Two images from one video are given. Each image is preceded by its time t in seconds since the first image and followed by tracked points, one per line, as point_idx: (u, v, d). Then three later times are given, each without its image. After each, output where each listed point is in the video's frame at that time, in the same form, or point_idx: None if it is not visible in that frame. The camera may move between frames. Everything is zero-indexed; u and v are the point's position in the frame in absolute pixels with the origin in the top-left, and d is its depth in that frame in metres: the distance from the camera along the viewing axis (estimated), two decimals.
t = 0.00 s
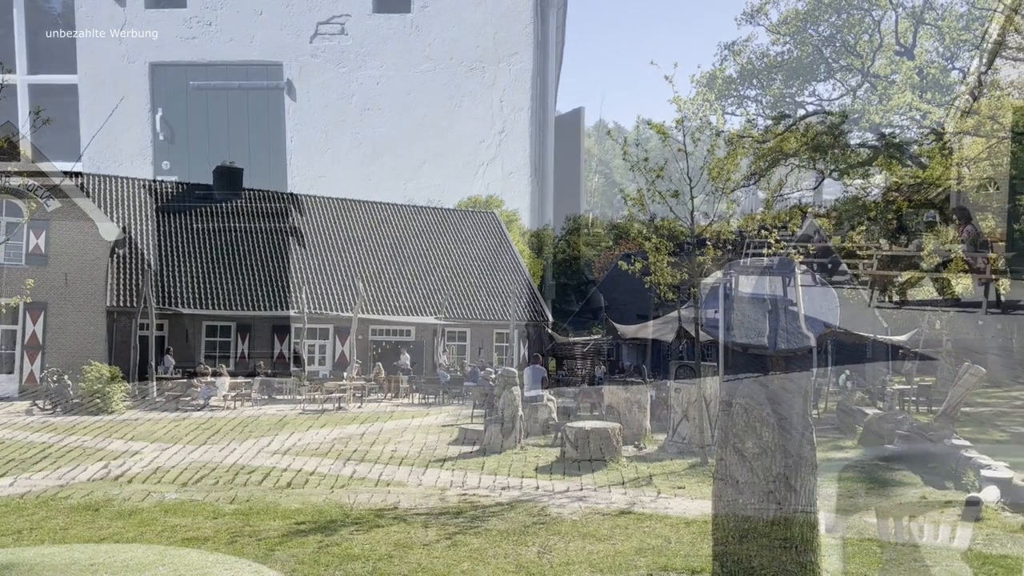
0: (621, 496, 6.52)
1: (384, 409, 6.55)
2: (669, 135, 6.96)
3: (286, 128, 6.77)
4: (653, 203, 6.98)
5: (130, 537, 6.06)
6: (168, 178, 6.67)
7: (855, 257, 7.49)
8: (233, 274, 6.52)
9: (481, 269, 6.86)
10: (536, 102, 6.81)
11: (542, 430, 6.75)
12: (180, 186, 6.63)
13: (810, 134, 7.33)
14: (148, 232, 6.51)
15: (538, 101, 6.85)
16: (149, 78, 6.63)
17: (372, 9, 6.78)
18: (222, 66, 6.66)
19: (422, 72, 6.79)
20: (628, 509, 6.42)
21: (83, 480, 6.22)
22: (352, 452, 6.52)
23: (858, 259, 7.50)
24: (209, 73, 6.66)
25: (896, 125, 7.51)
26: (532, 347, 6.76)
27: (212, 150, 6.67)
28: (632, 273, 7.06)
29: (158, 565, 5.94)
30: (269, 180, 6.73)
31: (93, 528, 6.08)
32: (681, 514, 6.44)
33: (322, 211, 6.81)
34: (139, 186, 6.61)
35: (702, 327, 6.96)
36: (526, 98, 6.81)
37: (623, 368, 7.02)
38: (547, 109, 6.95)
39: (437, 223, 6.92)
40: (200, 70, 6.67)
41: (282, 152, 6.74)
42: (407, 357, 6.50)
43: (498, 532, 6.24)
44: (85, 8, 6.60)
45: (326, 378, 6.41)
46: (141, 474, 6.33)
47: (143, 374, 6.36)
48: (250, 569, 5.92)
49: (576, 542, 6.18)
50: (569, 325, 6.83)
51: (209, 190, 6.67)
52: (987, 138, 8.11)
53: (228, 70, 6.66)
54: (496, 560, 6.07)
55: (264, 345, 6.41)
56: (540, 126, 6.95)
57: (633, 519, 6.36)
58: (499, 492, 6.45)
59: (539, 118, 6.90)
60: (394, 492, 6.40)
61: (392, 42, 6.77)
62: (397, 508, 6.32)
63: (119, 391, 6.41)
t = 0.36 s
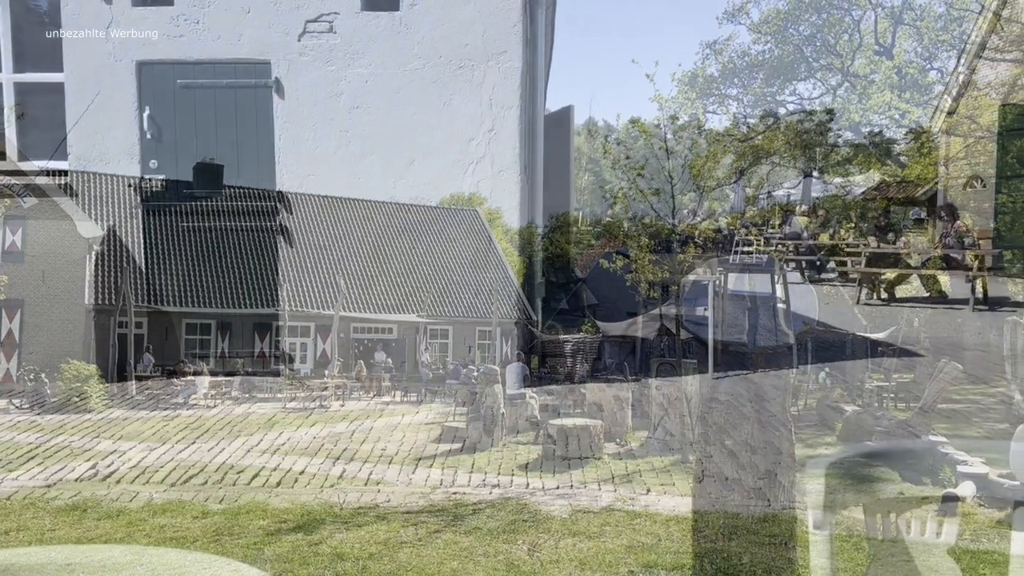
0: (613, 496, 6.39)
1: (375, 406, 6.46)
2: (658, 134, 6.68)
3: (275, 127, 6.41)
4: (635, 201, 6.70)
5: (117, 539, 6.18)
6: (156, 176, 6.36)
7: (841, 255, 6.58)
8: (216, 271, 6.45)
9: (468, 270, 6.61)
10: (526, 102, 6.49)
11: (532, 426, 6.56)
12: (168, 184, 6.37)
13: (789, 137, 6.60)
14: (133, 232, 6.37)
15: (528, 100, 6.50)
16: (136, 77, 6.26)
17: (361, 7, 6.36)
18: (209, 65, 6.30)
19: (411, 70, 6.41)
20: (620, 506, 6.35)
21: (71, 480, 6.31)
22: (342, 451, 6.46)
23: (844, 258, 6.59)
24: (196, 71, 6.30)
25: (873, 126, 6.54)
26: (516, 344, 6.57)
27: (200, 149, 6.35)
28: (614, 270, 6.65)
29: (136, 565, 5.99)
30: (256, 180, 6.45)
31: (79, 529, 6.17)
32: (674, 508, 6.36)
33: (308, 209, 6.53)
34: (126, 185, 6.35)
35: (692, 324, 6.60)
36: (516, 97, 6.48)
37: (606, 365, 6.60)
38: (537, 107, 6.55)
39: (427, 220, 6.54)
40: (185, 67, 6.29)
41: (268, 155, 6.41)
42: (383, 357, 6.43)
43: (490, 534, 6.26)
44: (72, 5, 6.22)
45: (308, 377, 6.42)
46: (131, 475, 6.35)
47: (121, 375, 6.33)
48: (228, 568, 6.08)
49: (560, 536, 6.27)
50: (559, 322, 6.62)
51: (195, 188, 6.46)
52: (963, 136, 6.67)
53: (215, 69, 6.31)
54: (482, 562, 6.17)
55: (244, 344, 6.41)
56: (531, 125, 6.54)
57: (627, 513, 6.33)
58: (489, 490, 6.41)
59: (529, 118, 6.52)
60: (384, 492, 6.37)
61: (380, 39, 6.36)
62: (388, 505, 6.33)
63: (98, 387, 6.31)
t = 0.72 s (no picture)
0: (599, 493, 6.26)
1: (363, 403, 6.52)
2: (652, 136, 6.40)
3: (262, 125, 6.37)
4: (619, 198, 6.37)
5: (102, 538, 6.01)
6: (141, 175, 6.37)
7: (826, 254, 5.79)
8: (201, 271, 6.51)
9: (456, 270, 6.57)
10: (514, 100, 6.46)
11: (518, 424, 6.54)
12: (153, 182, 6.39)
13: (772, 143, 6.08)
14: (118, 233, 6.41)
15: (514, 99, 6.47)
16: (120, 75, 6.24)
17: (347, 5, 6.30)
18: (195, 62, 6.28)
19: (398, 69, 6.36)
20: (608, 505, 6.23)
21: (54, 480, 6.27)
22: (329, 450, 6.42)
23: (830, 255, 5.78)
24: (182, 69, 6.28)
25: (857, 125, 5.84)
26: (504, 344, 6.57)
27: (185, 147, 6.37)
28: (600, 269, 6.42)
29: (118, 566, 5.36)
30: (242, 179, 6.43)
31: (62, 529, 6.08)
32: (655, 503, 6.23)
33: (296, 208, 6.47)
34: (110, 183, 6.39)
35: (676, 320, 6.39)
36: (504, 96, 6.44)
37: (591, 363, 6.57)
38: (525, 105, 6.50)
39: (415, 219, 6.50)
40: (171, 66, 6.27)
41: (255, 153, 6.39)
42: (366, 356, 6.42)
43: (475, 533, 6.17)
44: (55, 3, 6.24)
45: (292, 375, 6.50)
46: (116, 476, 6.26)
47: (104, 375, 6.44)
48: (206, 568, 5.48)
49: (546, 534, 6.19)
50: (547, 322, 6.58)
51: (179, 187, 6.47)
52: (950, 137, 5.59)
53: (201, 66, 6.28)
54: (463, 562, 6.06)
55: (227, 343, 6.51)
56: (518, 124, 6.48)
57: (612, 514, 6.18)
58: (475, 489, 6.28)
59: (516, 116, 6.46)
60: (370, 491, 6.23)
61: (367, 37, 6.31)
62: (375, 504, 6.19)
63: (78, 385, 6.44)
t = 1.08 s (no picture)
0: (589, 492, 4.58)
1: (351, 404, 6.06)
2: (640, 132, 4.77)
3: (247, 124, 6.38)
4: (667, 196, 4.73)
5: (87, 540, 3.86)
6: (126, 174, 6.44)
7: (811, 252, 3.76)
8: (188, 271, 6.67)
9: (444, 269, 6.49)
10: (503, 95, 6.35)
11: (504, 423, 5.72)
12: (138, 180, 6.45)
13: (757, 142, 3.79)
14: (103, 235, 6.57)
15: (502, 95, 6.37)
16: (105, 73, 6.29)
17: (334, 4, 6.30)
18: (182, 62, 6.36)
19: (385, 67, 6.34)
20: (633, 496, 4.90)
21: (37, 482, 4.64)
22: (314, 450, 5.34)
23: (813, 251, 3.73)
24: (168, 68, 6.37)
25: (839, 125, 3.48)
26: (490, 342, 6.47)
27: (171, 146, 6.50)
28: (585, 265, 6.79)
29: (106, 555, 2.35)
30: (228, 178, 6.49)
31: (43, 531, 3.97)
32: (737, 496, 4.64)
33: (282, 207, 6.45)
34: (95, 182, 6.42)
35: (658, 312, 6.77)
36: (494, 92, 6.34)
37: (577, 363, 7.05)
38: (512, 104, 6.62)
39: (402, 218, 6.47)
40: (157, 66, 6.36)
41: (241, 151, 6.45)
42: (351, 354, 6.49)
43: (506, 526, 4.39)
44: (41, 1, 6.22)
45: (278, 375, 6.50)
46: (102, 476, 4.73)
47: (85, 374, 6.48)
48: None
49: (534, 533, 4.01)
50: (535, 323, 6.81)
51: (164, 187, 6.54)
52: (930, 141, 3.12)
53: (187, 65, 6.37)
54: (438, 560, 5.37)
55: (211, 343, 6.65)
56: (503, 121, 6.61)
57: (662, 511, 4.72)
58: (465, 489, 4.61)
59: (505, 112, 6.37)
60: (360, 491, 4.57)
61: (353, 37, 6.30)
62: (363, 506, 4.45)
63: (62, 385, 6.32)
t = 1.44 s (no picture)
0: (576, 491, 4.56)
1: (338, 404, 6.11)
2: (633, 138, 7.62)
3: (233, 123, 6.38)
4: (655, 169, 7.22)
5: (70, 543, 3.86)
6: (110, 174, 6.43)
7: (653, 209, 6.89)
8: (173, 271, 6.57)
9: (431, 270, 6.46)
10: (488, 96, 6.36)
11: (491, 423, 5.72)
12: (120, 180, 6.45)
13: (750, 132, 6.77)
14: (87, 237, 6.52)
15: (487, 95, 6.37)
16: (88, 73, 6.34)
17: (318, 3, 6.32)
18: (165, 61, 6.38)
19: (371, 66, 6.34)
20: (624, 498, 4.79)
21: (20, 484, 4.64)
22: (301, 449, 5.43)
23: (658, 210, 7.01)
24: (151, 68, 6.40)
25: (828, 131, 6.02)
26: (476, 341, 6.48)
27: (156, 146, 6.49)
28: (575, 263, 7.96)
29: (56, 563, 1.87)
30: (213, 177, 6.46)
31: (25, 534, 3.96)
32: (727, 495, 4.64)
33: (269, 207, 6.45)
34: (79, 182, 6.44)
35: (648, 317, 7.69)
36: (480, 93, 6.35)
37: (563, 363, 7.07)
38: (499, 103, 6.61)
39: (389, 218, 6.45)
40: (140, 65, 6.38)
41: (227, 151, 6.45)
42: (338, 351, 6.52)
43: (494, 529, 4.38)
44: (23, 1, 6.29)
45: (264, 375, 6.58)
46: (87, 479, 4.73)
47: (70, 375, 6.56)
48: None
49: (521, 534, 4.01)
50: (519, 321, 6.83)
51: (149, 186, 6.50)
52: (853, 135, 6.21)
53: (171, 65, 6.39)
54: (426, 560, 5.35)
55: (196, 343, 6.64)
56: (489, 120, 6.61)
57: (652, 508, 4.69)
58: (452, 489, 4.61)
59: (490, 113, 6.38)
60: (347, 492, 4.57)
61: (339, 36, 6.31)
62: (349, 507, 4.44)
63: (46, 385, 6.34)
